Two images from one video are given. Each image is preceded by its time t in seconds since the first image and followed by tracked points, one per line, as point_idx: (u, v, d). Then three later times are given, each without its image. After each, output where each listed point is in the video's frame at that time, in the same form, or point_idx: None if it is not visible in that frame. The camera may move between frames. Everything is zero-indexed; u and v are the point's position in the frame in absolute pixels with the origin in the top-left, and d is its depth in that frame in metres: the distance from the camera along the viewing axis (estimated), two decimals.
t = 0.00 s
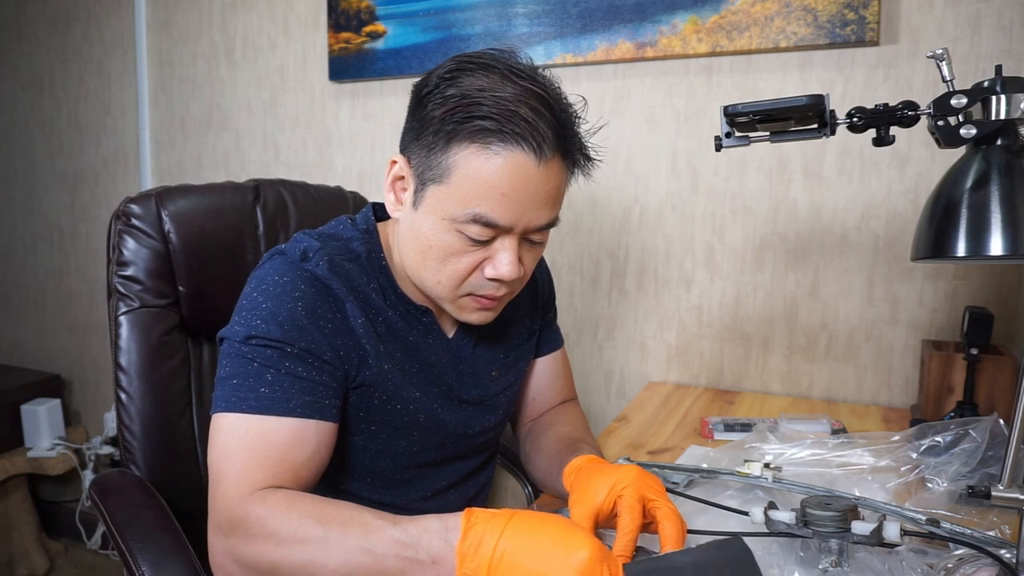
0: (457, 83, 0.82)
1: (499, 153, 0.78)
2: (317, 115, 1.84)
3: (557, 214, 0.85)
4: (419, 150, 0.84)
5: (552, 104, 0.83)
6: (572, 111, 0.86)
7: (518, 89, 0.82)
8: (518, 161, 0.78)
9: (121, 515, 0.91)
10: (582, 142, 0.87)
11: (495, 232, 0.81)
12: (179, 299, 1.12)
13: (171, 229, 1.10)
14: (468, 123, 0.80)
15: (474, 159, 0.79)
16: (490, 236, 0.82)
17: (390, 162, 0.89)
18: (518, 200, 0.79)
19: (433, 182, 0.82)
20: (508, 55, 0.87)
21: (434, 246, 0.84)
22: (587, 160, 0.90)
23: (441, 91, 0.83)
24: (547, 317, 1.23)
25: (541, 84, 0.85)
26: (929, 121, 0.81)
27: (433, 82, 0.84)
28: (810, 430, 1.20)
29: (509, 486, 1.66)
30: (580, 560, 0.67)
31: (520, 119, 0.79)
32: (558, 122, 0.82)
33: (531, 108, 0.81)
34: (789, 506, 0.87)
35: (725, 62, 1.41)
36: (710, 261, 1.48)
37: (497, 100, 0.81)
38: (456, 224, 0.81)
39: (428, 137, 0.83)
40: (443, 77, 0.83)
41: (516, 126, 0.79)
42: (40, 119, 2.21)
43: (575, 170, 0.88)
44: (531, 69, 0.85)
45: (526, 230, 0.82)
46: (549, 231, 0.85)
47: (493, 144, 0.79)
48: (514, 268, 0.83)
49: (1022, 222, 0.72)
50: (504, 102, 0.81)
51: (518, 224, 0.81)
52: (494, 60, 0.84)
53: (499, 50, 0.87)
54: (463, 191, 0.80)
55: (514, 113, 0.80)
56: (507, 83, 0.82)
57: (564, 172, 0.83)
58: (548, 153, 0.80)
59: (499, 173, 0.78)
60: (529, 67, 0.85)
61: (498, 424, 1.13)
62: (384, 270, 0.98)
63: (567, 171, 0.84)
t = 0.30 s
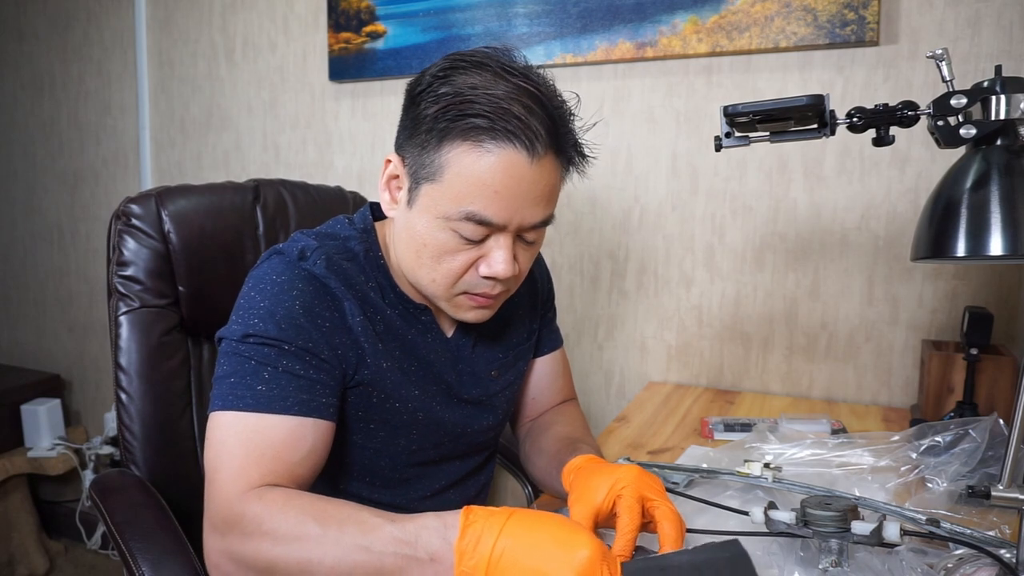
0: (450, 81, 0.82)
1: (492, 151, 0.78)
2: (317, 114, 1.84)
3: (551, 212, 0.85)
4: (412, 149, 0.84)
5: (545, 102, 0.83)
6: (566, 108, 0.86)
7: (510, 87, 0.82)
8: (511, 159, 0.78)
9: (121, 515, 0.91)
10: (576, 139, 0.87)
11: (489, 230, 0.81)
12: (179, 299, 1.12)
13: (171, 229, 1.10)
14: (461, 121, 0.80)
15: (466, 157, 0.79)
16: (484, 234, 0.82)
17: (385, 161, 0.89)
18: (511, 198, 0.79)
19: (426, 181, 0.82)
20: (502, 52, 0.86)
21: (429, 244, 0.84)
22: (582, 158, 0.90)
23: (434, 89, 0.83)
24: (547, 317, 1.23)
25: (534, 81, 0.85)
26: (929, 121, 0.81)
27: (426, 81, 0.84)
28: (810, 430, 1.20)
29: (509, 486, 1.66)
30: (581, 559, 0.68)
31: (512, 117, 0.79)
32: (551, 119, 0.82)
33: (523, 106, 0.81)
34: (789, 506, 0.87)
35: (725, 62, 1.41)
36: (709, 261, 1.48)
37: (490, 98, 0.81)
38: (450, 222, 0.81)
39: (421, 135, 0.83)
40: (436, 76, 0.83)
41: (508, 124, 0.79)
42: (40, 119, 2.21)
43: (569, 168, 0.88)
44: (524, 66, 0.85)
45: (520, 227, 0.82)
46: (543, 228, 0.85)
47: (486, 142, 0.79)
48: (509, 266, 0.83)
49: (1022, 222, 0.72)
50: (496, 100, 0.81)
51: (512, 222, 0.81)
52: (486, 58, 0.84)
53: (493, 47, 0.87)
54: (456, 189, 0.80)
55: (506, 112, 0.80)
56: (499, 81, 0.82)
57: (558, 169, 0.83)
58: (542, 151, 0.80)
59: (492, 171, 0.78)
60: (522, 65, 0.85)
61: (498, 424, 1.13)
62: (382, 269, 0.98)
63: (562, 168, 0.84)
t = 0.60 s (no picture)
0: (446, 81, 0.82)
1: (489, 150, 0.78)
2: (317, 114, 1.83)
3: (549, 211, 0.85)
4: (409, 149, 0.84)
5: (542, 101, 0.83)
6: (563, 107, 0.86)
7: (507, 87, 0.82)
8: (508, 158, 0.78)
9: (121, 515, 0.91)
10: (573, 138, 0.87)
11: (486, 229, 0.81)
12: (179, 299, 1.12)
13: (171, 229, 1.10)
14: (457, 121, 0.80)
15: (464, 157, 0.79)
16: (482, 234, 0.82)
17: (382, 162, 0.89)
18: (508, 197, 0.79)
19: (423, 181, 0.82)
20: (498, 51, 0.86)
21: (426, 245, 0.84)
22: (580, 156, 0.90)
23: (430, 89, 0.83)
24: (546, 317, 1.23)
25: (531, 80, 0.85)
26: (929, 121, 0.81)
27: (422, 81, 0.83)
28: (810, 430, 1.20)
29: (509, 486, 1.66)
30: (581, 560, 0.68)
31: (509, 117, 0.79)
32: (548, 119, 0.82)
33: (520, 105, 0.81)
34: (789, 506, 0.87)
35: (725, 62, 1.41)
36: (710, 261, 1.48)
37: (486, 98, 0.81)
38: (448, 222, 0.81)
39: (418, 135, 0.83)
40: (432, 76, 0.83)
41: (505, 123, 0.79)
42: (40, 119, 2.21)
43: (567, 167, 0.88)
44: (520, 65, 0.85)
45: (518, 226, 0.82)
46: (542, 227, 0.85)
47: (483, 142, 0.79)
48: (507, 265, 0.83)
49: (1022, 222, 0.72)
50: (493, 99, 0.81)
51: (510, 221, 0.81)
52: (483, 57, 0.84)
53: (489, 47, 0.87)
54: (453, 189, 0.80)
55: (503, 111, 0.80)
56: (496, 80, 0.82)
57: (555, 168, 0.83)
58: (538, 150, 0.80)
59: (489, 170, 0.78)
60: (519, 64, 0.85)
61: (498, 423, 1.13)
62: (381, 268, 0.98)
63: (559, 167, 0.84)
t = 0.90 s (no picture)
0: (446, 81, 0.82)
1: (491, 150, 0.78)
2: (317, 114, 1.83)
3: (551, 209, 0.85)
4: (410, 150, 0.84)
5: (543, 99, 0.83)
6: (563, 105, 0.86)
7: (507, 86, 0.82)
8: (510, 157, 0.78)
9: (121, 515, 0.91)
10: (574, 136, 0.87)
11: (488, 229, 0.81)
12: (179, 299, 1.12)
13: (171, 229, 1.10)
14: (458, 121, 0.80)
15: (465, 157, 0.79)
16: (484, 234, 0.82)
17: (383, 163, 0.89)
18: (510, 196, 0.79)
19: (425, 181, 0.82)
20: (497, 50, 0.86)
21: (429, 245, 0.84)
22: (581, 155, 0.90)
23: (430, 89, 0.83)
24: (546, 317, 1.23)
25: (531, 79, 0.85)
26: (929, 121, 0.81)
27: (422, 81, 0.83)
28: (810, 430, 1.20)
29: (509, 486, 1.66)
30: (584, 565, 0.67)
31: (510, 116, 0.79)
32: (549, 117, 0.82)
33: (521, 104, 0.81)
34: (789, 506, 0.88)
35: (725, 62, 1.41)
36: (710, 261, 1.48)
37: (487, 97, 0.81)
38: (450, 222, 0.81)
39: (419, 136, 0.83)
40: (432, 76, 0.83)
41: (506, 123, 0.79)
42: (40, 119, 2.21)
43: (568, 165, 0.88)
44: (520, 64, 0.85)
45: (520, 226, 0.82)
46: (544, 226, 0.85)
47: (484, 141, 0.79)
48: (509, 265, 0.83)
49: (1022, 222, 0.72)
50: (494, 99, 0.81)
51: (512, 220, 0.81)
52: (482, 56, 0.84)
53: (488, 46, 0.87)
54: (455, 188, 0.80)
55: (503, 110, 0.80)
56: (496, 79, 0.82)
57: (557, 167, 0.83)
58: (540, 149, 0.80)
59: (491, 170, 0.78)
60: (518, 63, 0.85)
61: (498, 424, 1.13)
62: (381, 270, 0.98)
63: (561, 166, 0.84)
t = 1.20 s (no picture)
0: (444, 80, 0.82)
1: (489, 149, 0.78)
2: (317, 115, 1.83)
3: (550, 209, 0.85)
4: (409, 149, 0.84)
5: (541, 99, 0.83)
6: (562, 105, 0.86)
7: (505, 85, 0.82)
8: (509, 157, 0.78)
9: (120, 515, 0.91)
10: (573, 135, 0.87)
11: (488, 228, 0.81)
12: (179, 300, 1.12)
13: (171, 229, 1.10)
14: (457, 121, 0.80)
15: (464, 157, 0.79)
16: (483, 233, 0.82)
17: (382, 163, 0.89)
18: (508, 196, 0.79)
19: (424, 181, 0.82)
20: (495, 50, 0.86)
21: (428, 245, 0.84)
22: (579, 154, 0.90)
23: (428, 89, 0.83)
24: (546, 317, 1.23)
25: (530, 79, 0.85)
26: (929, 121, 0.81)
27: (421, 81, 0.83)
28: (810, 430, 1.20)
29: (509, 486, 1.66)
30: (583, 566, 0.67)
31: (509, 116, 0.79)
32: (547, 117, 0.82)
33: (519, 104, 0.81)
34: (789, 506, 0.88)
35: (725, 62, 1.41)
36: (710, 261, 1.48)
37: (485, 97, 0.81)
38: (449, 222, 0.81)
39: (418, 136, 0.83)
40: (430, 76, 0.83)
41: (505, 122, 0.79)
42: (40, 119, 2.21)
43: (567, 165, 0.88)
44: (518, 64, 0.85)
45: (520, 225, 0.82)
46: (543, 226, 0.85)
47: (483, 141, 0.79)
48: (509, 264, 0.83)
49: (1022, 222, 0.72)
50: (492, 98, 0.81)
51: (511, 220, 0.81)
52: (481, 56, 0.84)
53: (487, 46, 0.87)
54: (454, 188, 0.80)
55: (502, 110, 0.80)
56: (494, 79, 0.82)
57: (556, 166, 0.83)
58: (539, 148, 0.80)
59: (490, 169, 0.78)
60: (517, 63, 0.85)
61: (498, 424, 1.13)
62: (381, 271, 0.98)
63: (560, 165, 0.84)
